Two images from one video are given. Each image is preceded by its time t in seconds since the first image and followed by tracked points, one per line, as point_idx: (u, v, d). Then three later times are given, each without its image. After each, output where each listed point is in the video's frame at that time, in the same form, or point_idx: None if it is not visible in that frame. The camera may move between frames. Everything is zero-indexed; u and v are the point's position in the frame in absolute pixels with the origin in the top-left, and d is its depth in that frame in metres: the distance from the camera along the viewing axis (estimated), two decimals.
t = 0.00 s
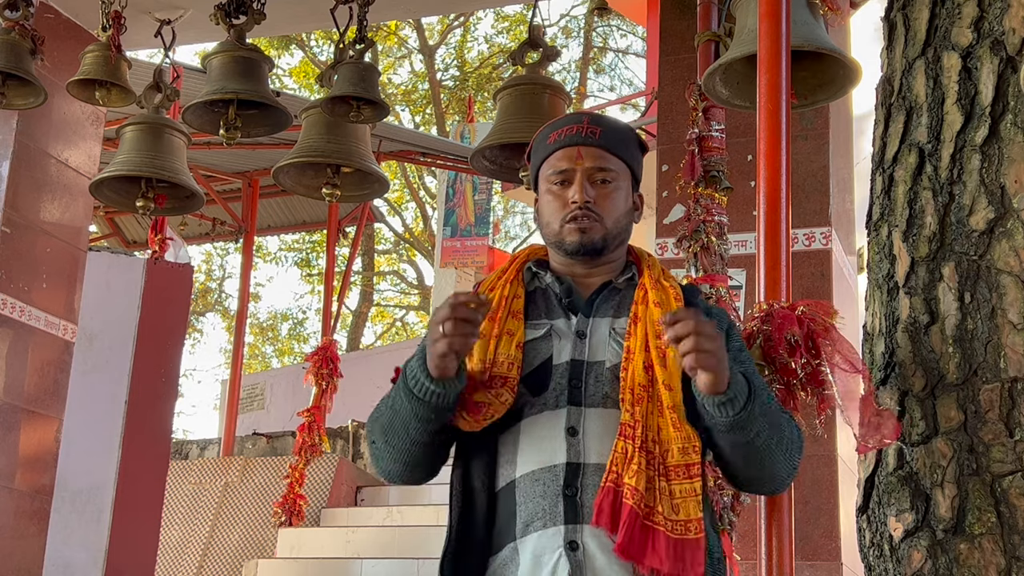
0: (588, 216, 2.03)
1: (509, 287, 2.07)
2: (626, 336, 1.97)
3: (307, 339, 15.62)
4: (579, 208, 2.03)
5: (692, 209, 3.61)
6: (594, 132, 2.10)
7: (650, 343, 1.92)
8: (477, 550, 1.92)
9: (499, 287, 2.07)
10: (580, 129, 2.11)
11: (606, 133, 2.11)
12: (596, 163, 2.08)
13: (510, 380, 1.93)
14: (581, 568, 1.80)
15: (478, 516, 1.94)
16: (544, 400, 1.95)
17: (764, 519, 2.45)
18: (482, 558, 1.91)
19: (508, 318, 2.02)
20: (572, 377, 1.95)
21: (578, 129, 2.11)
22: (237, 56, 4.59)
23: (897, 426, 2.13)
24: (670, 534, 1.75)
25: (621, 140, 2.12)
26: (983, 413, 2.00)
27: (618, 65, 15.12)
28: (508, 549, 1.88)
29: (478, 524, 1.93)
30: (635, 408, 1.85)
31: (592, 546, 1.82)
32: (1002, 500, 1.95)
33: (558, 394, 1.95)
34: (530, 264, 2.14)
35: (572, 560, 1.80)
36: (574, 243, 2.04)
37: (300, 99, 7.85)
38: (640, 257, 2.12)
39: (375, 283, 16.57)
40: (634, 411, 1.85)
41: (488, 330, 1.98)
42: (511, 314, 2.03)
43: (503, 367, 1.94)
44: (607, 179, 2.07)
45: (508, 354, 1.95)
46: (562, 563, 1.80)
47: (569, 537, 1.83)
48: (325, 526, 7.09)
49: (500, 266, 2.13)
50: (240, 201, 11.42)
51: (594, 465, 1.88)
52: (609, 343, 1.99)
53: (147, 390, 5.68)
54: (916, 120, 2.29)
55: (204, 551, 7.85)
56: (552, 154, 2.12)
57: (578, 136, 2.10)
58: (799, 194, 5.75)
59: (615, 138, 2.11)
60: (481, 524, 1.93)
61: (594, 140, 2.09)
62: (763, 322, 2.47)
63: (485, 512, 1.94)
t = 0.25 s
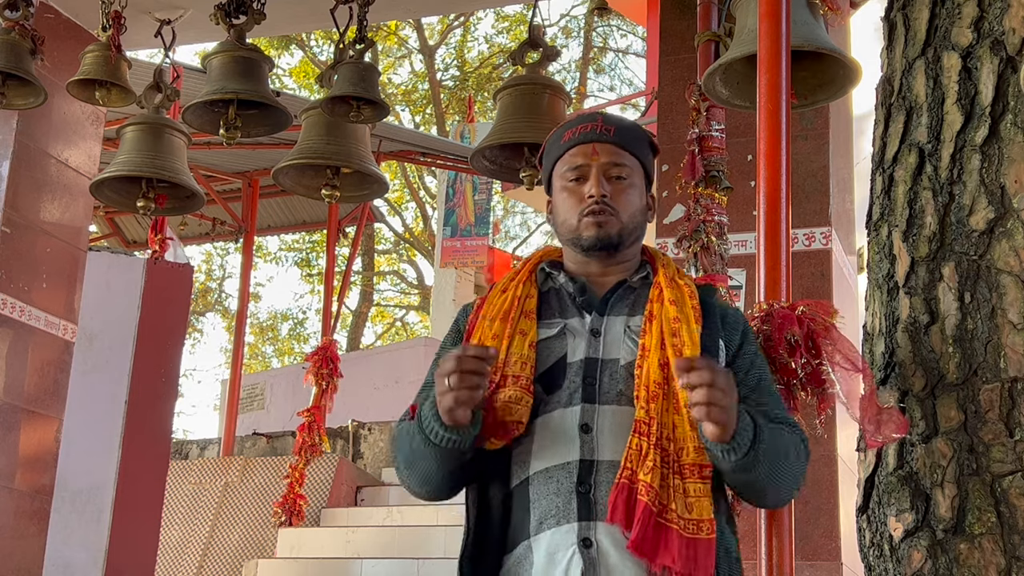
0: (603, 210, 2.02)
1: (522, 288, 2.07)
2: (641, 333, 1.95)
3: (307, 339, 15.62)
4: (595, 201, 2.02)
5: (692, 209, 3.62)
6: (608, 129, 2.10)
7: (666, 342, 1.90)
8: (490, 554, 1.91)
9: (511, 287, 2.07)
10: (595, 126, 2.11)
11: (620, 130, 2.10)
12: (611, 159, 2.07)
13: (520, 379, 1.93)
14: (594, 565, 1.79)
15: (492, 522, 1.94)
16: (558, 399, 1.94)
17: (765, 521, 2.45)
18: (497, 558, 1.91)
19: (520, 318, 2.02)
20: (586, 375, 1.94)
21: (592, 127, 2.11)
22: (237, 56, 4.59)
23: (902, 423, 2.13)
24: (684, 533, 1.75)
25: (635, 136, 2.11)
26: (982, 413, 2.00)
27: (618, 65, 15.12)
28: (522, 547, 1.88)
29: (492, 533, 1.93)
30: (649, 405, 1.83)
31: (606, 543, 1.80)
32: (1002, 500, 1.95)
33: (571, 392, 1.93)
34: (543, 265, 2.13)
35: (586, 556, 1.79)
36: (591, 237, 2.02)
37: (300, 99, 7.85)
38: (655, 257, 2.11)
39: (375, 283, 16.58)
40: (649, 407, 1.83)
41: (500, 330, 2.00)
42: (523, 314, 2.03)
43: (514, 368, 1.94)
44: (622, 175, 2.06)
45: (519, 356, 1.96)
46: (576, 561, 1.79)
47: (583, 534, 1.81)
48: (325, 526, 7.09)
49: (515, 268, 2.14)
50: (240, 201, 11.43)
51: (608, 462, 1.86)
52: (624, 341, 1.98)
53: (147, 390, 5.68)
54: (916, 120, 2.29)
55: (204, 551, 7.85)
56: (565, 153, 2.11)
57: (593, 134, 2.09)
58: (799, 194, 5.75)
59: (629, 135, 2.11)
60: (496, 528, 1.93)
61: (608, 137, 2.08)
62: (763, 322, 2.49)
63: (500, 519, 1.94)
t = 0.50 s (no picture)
0: (613, 200, 2.04)
1: (529, 289, 2.07)
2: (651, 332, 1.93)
3: (307, 339, 15.62)
4: (605, 191, 2.05)
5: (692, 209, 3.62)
6: (619, 122, 2.12)
7: (678, 342, 1.89)
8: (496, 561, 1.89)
9: (519, 288, 2.08)
10: (605, 120, 2.13)
11: (631, 124, 2.13)
12: (621, 150, 2.09)
13: (525, 384, 1.93)
14: (604, 567, 1.79)
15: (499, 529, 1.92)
16: (566, 398, 1.94)
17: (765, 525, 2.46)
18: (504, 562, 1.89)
19: (526, 320, 2.03)
20: (595, 375, 1.94)
21: (603, 120, 2.13)
22: (237, 56, 4.59)
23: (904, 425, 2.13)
24: (694, 537, 1.73)
25: (646, 131, 2.14)
26: (982, 413, 2.01)
27: (618, 65, 15.12)
28: (531, 549, 1.87)
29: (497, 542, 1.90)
30: (661, 407, 1.81)
31: (615, 545, 1.81)
32: (1002, 500, 1.96)
33: (580, 393, 1.93)
34: (553, 263, 2.15)
35: (595, 558, 1.79)
36: (599, 227, 2.04)
37: (300, 99, 7.85)
38: (665, 253, 2.12)
39: (375, 283, 16.58)
40: (660, 410, 1.81)
41: (505, 333, 1.99)
42: (529, 316, 2.04)
43: (519, 371, 1.95)
44: (632, 167, 2.08)
45: (524, 359, 1.96)
46: (585, 562, 1.79)
47: (592, 535, 1.82)
48: (325, 526, 7.09)
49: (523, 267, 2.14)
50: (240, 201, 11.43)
51: (616, 463, 1.86)
52: (634, 340, 1.97)
53: (147, 390, 5.68)
54: (916, 120, 2.29)
55: (204, 551, 7.85)
56: (576, 145, 2.14)
57: (603, 126, 2.12)
58: (799, 194, 5.75)
59: (639, 129, 2.13)
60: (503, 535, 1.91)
61: (619, 130, 2.11)
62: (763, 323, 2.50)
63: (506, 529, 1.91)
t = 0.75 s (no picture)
0: (620, 215, 2.01)
1: (539, 289, 2.07)
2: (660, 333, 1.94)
3: (307, 339, 15.62)
4: (612, 207, 2.01)
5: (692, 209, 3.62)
6: (626, 128, 2.06)
7: (686, 342, 1.89)
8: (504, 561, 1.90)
9: (529, 288, 2.08)
10: (612, 125, 2.08)
11: (638, 127, 2.07)
12: (628, 159, 2.04)
13: (535, 383, 1.93)
14: (612, 568, 1.80)
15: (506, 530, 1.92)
16: (575, 399, 1.94)
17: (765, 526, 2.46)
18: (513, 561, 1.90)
19: (535, 319, 2.02)
20: (604, 376, 1.94)
21: (610, 125, 2.08)
22: (237, 56, 4.59)
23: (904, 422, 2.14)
24: (700, 537, 1.74)
25: (655, 135, 2.08)
26: (983, 413, 2.01)
27: (618, 65, 15.12)
28: (538, 550, 1.88)
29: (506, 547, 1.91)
30: (668, 407, 1.81)
31: (624, 547, 1.82)
32: (1002, 500, 1.96)
33: (589, 393, 1.93)
34: (563, 263, 2.14)
35: (603, 559, 1.80)
36: (608, 242, 2.02)
37: (300, 99, 7.85)
38: (677, 254, 2.11)
39: (375, 283, 16.57)
40: (668, 411, 1.81)
41: (516, 332, 1.99)
42: (539, 316, 2.03)
43: (529, 370, 1.95)
44: (640, 175, 2.04)
45: (535, 357, 1.96)
46: (593, 563, 1.80)
47: (600, 536, 1.82)
48: (325, 526, 7.09)
49: (533, 268, 2.14)
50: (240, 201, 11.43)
51: (625, 464, 1.86)
52: (643, 341, 1.97)
53: (147, 390, 5.68)
54: (916, 120, 2.29)
55: (204, 551, 7.85)
56: (583, 153, 2.09)
57: (610, 133, 2.07)
58: (799, 194, 5.75)
59: (647, 131, 2.08)
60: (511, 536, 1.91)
61: (625, 136, 2.05)
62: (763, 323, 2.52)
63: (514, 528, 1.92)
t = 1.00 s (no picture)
0: (619, 249, 1.97)
1: (544, 292, 2.06)
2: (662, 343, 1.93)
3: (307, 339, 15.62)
4: (609, 241, 1.97)
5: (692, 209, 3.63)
6: (622, 152, 1.98)
7: (687, 354, 1.88)
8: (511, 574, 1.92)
9: (534, 291, 2.06)
10: (608, 149, 1.99)
11: (635, 150, 1.98)
12: (627, 190, 1.97)
13: (545, 393, 1.94)
14: None
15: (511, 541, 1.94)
16: (580, 412, 1.95)
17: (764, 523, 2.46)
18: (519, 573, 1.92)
19: (543, 326, 2.02)
20: (608, 389, 1.94)
21: (606, 149, 1.99)
22: (237, 57, 4.59)
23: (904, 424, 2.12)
24: (700, 556, 1.73)
25: (654, 157, 2.00)
26: (982, 413, 2.01)
27: (618, 65, 15.12)
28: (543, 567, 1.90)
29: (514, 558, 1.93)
30: (670, 424, 1.81)
31: (630, 566, 1.84)
32: (1002, 500, 1.96)
33: (593, 406, 1.94)
34: (564, 263, 2.11)
35: None
36: (609, 275, 2.00)
37: (300, 99, 7.85)
38: (683, 250, 2.10)
39: (375, 283, 16.57)
40: (670, 428, 1.81)
41: (525, 340, 1.99)
42: (546, 322, 2.03)
43: (539, 380, 1.95)
44: (638, 205, 1.98)
45: (544, 366, 1.96)
46: None
47: (606, 555, 1.85)
48: (325, 526, 7.09)
49: (535, 266, 2.13)
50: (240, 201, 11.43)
51: (632, 481, 1.87)
52: (646, 350, 1.97)
53: (147, 390, 5.68)
54: (916, 120, 2.29)
55: (204, 551, 7.85)
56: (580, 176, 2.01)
57: (606, 159, 1.99)
58: (799, 194, 5.75)
59: (644, 150, 1.99)
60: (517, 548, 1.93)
61: (622, 165, 1.97)
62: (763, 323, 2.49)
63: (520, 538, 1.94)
